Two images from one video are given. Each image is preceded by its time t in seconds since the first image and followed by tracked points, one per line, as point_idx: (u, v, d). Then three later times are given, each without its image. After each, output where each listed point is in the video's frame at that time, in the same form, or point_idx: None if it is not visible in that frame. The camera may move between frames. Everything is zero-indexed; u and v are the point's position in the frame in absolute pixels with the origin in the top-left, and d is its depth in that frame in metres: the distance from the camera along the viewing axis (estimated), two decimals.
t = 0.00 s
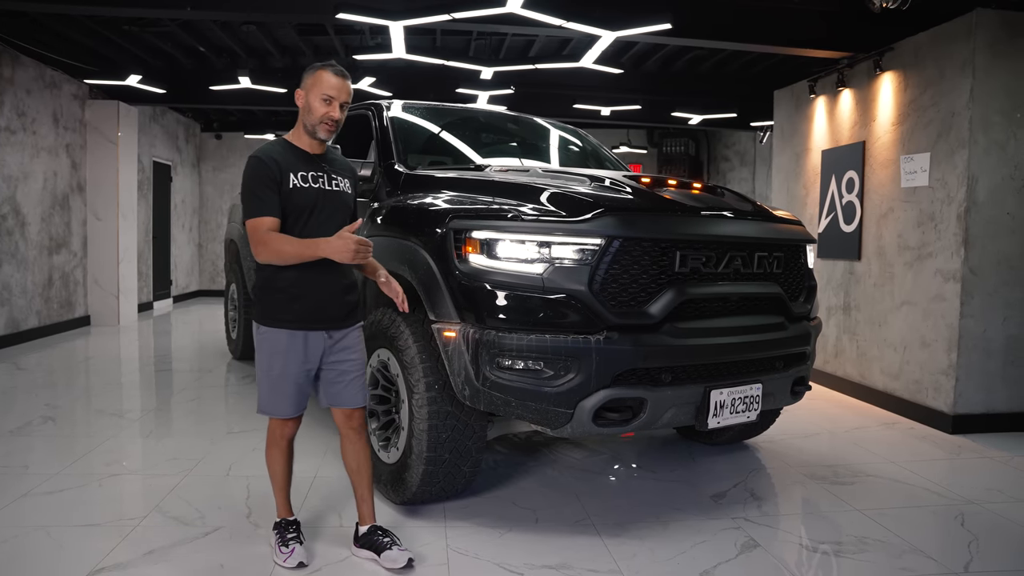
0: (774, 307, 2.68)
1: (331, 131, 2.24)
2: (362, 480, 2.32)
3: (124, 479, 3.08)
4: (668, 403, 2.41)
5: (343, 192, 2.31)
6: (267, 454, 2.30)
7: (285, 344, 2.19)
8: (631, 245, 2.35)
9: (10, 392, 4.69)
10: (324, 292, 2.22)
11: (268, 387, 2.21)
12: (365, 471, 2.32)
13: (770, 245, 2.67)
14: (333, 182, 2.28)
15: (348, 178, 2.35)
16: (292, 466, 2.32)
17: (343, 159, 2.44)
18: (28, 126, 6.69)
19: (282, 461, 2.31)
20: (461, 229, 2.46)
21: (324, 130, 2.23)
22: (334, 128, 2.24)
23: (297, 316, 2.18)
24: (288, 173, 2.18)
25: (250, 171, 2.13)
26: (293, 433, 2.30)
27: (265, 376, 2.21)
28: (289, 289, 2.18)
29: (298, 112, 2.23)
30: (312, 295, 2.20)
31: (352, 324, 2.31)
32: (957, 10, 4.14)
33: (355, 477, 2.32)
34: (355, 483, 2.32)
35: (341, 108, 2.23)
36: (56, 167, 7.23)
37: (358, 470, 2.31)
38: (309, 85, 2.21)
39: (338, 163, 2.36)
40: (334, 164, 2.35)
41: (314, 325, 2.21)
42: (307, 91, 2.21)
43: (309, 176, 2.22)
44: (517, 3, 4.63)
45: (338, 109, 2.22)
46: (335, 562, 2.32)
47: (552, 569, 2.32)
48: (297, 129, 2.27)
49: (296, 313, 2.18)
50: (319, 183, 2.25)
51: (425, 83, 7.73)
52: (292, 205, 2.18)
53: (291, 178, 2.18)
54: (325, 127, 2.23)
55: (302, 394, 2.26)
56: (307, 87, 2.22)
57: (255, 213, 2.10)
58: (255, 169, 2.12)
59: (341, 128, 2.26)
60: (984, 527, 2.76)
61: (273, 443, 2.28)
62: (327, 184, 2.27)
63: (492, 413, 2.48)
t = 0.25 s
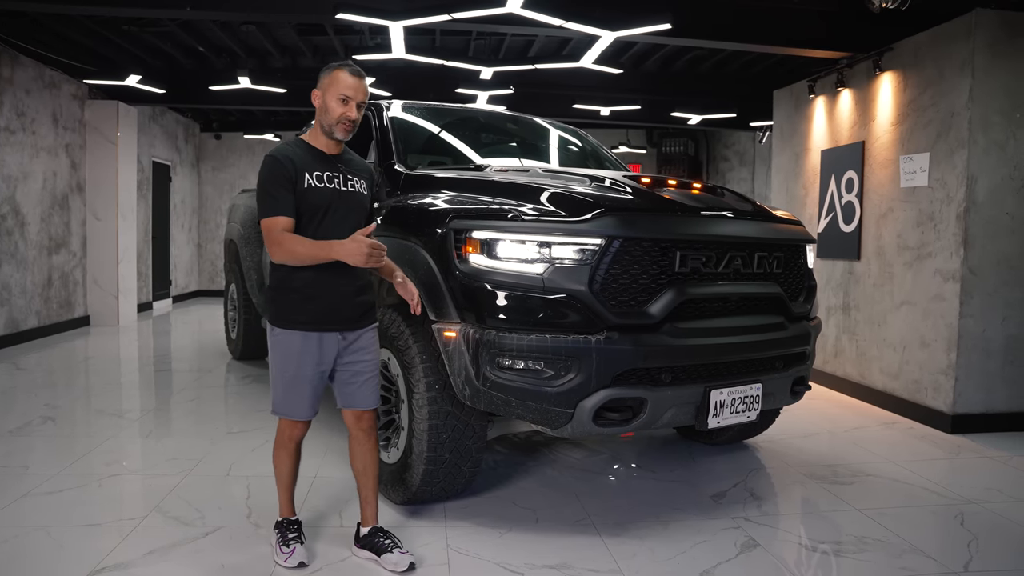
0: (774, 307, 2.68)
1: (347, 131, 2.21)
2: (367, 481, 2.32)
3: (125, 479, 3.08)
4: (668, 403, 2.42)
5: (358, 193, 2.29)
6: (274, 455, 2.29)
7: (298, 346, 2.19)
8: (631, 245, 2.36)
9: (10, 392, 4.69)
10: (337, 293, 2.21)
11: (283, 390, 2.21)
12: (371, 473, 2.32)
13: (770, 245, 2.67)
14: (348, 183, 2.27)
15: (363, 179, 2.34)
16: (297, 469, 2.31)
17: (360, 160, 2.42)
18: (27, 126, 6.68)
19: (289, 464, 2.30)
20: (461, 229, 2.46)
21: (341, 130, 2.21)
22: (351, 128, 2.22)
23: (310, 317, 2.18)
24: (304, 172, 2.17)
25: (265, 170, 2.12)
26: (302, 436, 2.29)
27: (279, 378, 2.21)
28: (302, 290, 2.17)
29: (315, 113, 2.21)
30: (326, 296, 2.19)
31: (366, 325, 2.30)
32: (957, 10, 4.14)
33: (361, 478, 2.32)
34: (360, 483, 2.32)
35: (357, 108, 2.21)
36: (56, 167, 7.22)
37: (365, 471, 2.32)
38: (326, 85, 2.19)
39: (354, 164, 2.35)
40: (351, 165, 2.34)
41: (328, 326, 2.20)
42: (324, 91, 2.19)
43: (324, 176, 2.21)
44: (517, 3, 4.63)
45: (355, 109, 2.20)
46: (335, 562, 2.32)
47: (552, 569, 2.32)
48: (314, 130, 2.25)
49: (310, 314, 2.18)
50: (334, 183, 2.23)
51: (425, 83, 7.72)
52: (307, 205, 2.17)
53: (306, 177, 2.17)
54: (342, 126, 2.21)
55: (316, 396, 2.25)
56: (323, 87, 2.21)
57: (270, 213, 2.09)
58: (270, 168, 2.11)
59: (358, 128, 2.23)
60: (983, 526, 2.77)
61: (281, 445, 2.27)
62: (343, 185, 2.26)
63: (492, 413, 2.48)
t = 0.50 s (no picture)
0: (773, 306, 2.68)
1: (355, 132, 2.22)
2: (370, 481, 2.31)
3: (124, 479, 3.07)
4: (668, 402, 2.42)
5: (364, 195, 2.28)
6: (275, 455, 2.29)
7: (302, 348, 2.18)
8: (632, 245, 2.36)
9: (9, 392, 4.69)
10: (343, 295, 2.20)
11: (286, 391, 2.22)
12: (374, 474, 2.32)
13: (770, 245, 2.67)
14: (354, 185, 2.26)
15: (370, 181, 2.33)
16: (299, 469, 2.31)
17: (367, 161, 2.42)
18: (26, 125, 6.67)
19: (290, 464, 2.29)
20: (461, 230, 2.46)
21: (348, 131, 2.21)
22: (358, 130, 2.22)
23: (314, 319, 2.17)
24: (310, 174, 2.17)
25: (271, 171, 2.12)
26: (304, 437, 2.29)
27: (283, 379, 2.21)
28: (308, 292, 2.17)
29: (322, 114, 2.21)
30: (331, 298, 2.18)
31: (371, 327, 2.29)
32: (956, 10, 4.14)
33: (363, 478, 2.31)
34: (362, 483, 2.32)
35: (365, 110, 2.21)
36: (55, 167, 7.22)
37: (367, 471, 2.31)
38: (334, 86, 2.19)
39: (360, 166, 2.34)
40: (358, 166, 2.33)
41: (332, 328, 2.19)
42: (332, 92, 2.18)
43: (330, 177, 2.21)
44: (517, 3, 4.63)
45: (362, 110, 2.20)
46: (335, 562, 2.32)
47: (552, 569, 2.32)
48: (321, 131, 2.25)
49: (315, 316, 2.17)
50: (341, 185, 2.23)
51: (424, 83, 7.72)
52: (313, 207, 2.16)
53: (312, 179, 2.16)
54: (349, 128, 2.21)
55: (321, 398, 2.25)
56: (331, 88, 2.20)
57: (276, 214, 2.08)
58: (276, 169, 2.11)
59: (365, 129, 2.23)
60: (983, 526, 2.77)
61: (282, 444, 2.27)
62: (350, 187, 2.25)
63: (492, 413, 2.48)
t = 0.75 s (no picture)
0: (773, 307, 2.69)
1: (364, 134, 2.20)
2: (375, 482, 2.32)
3: (124, 479, 3.08)
4: (668, 402, 2.42)
5: (374, 196, 2.26)
6: (281, 455, 2.30)
7: (312, 350, 2.18)
8: (631, 245, 2.36)
9: (9, 392, 4.69)
10: (351, 298, 2.19)
11: (295, 394, 2.22)
12: (380, 475, 2.32)
13: (770, 245, 2.67)
14: (364, 186, 2.24)
15: (381, 182, 2.30)
16: (303, 469, 2.31)
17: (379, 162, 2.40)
18: (26, 125, 6.67)
19: (294, 464, 2.30)
20: (461, 230, 2.47)
21: (357, 133, 2.20)
22: (368, 132, 2.20)
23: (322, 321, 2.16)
24: (318, 176, 2.16)
25: (279, 174, 2.12)
26: (310, 438, 2.30)
27: (292, 381, 2.21)
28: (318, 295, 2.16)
29: (331, 116, 2.20)
30: (340, 300, 2.18)
31: (382, 330, 2.28)
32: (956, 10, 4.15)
33: (368, 480, 2.32)
34: (368, 484, 2.32)
35: (375, 112, 2.19)
36: (55, 167, 7.22)
37: (373, 472, 2.32)
38: (343, 88, 2.17)
39: (371, 167, 2.32)
40: (369, 168, 2.30)
41: (342, 331, 2.18)
42: (341, 93, 2.17)
43: (339, 178, 2.19)
44: (517, 3, 4.63)
45: (372, 112, 2.18)
46: (335, 562, 2.32)
47: (552, 569, 2.32)
48: (331, 133, 2.24)
49: (324, 318, 2.17)
50: (349, 186, 2.21)
51: (424, 83, 7.72)
52: (320, 209, 2.16)
53: (319, 180, 2.15)
54: (359, 130, 2.19)
55: (330, 401, 2.24)
56: (340, 89, 2.19)
57: (283, 218, 2.09)
58: (283, 172, 2.11)
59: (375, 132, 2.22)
60: (982, 526, 2.77)
61: (288, 445, 2.27)
62: (359, 188, 2.23)
63: (492, 413, 2.48)
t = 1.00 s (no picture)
0: (772, 307, 2.69)
1: (380, 126, 2.21)
2: (376, 483, 2.32)
3: (125, 479, 3.08)
4: (668, 402, 2.42)
5: (389, 191, 2.24)
6: (288, 453, 2.30)
7: (325, 346, 2.19)
8: (631, 246, 2.36)
9: (10, 393, 4.69)
10: (365, 294, 2.18)
11: (307, 389, 2.22)
12: (381, 476, 2.32)
13: (769, 245, 2.68)
14: (379, 181, 2.23)
15: (398, 177, 2.28)
16: (309, 468, 2.32)
17: (398, 160, 2.38)
18: (26, 126, 6.68)
19: (301, 462, 2.30)
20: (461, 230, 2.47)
21: (374, 126, 2.20)
22: (384, 124, 2.21)
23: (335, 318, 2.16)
24: (330, 171, 2.16)
25: (293, 169, 2.13)
26: (319, 437, 2.30)
27: (305, 377, 2.22)
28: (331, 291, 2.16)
29: (348, 110, 2.22)
30: (352, 296, 2.17)
31: (396, 329, 2.27)
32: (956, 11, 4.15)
33: (372, 480, 2.32)
34: (370, 484, 2.33)
35: (390, 104, 2.20)
36: (55, 167, 7.22)
37: (376, 472, 2.32)
38: (358, 83, 2.19)
39: (388, 164, 2.30)
40: (386, 164, 2.29)
41: (355, 328, 2.18)
42: (356, 88, 2.19)
43: (353, 174, 2.18)
44: (517, 3, 4.63)
45: (387, 104, 2.19)
46: (335, 562, 2.32)
47: (553, 569, 2.32)
48: (348, 129, 2.25)
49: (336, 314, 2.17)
50: (364, 181, 2.20)
51: (424, 84, 7.72)
52: (332, 204, 2.15)
53: (332, 176, 2.15)
54: (375, 122, 2.20)
55: (341, 398, 2.24)
56: (355, 85, 2.21)
57: (294, 214, 2.10)
58: (297, 168, 2.12)
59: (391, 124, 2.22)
60: (981, 526, 2.77)
61: (297, 443, 2.28)
62: (373, 183, 2.21)
63: (492, 413, 2.49)
